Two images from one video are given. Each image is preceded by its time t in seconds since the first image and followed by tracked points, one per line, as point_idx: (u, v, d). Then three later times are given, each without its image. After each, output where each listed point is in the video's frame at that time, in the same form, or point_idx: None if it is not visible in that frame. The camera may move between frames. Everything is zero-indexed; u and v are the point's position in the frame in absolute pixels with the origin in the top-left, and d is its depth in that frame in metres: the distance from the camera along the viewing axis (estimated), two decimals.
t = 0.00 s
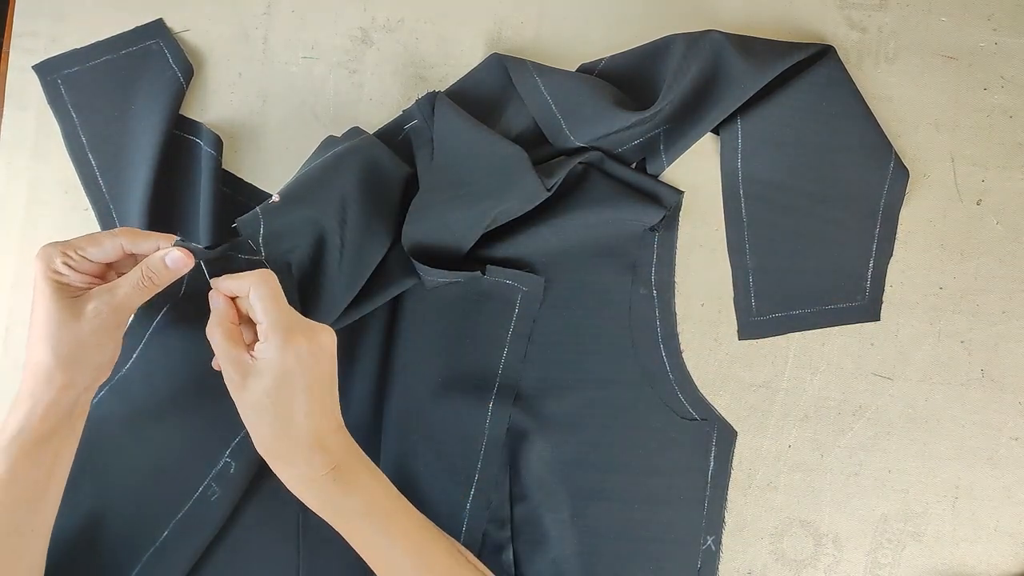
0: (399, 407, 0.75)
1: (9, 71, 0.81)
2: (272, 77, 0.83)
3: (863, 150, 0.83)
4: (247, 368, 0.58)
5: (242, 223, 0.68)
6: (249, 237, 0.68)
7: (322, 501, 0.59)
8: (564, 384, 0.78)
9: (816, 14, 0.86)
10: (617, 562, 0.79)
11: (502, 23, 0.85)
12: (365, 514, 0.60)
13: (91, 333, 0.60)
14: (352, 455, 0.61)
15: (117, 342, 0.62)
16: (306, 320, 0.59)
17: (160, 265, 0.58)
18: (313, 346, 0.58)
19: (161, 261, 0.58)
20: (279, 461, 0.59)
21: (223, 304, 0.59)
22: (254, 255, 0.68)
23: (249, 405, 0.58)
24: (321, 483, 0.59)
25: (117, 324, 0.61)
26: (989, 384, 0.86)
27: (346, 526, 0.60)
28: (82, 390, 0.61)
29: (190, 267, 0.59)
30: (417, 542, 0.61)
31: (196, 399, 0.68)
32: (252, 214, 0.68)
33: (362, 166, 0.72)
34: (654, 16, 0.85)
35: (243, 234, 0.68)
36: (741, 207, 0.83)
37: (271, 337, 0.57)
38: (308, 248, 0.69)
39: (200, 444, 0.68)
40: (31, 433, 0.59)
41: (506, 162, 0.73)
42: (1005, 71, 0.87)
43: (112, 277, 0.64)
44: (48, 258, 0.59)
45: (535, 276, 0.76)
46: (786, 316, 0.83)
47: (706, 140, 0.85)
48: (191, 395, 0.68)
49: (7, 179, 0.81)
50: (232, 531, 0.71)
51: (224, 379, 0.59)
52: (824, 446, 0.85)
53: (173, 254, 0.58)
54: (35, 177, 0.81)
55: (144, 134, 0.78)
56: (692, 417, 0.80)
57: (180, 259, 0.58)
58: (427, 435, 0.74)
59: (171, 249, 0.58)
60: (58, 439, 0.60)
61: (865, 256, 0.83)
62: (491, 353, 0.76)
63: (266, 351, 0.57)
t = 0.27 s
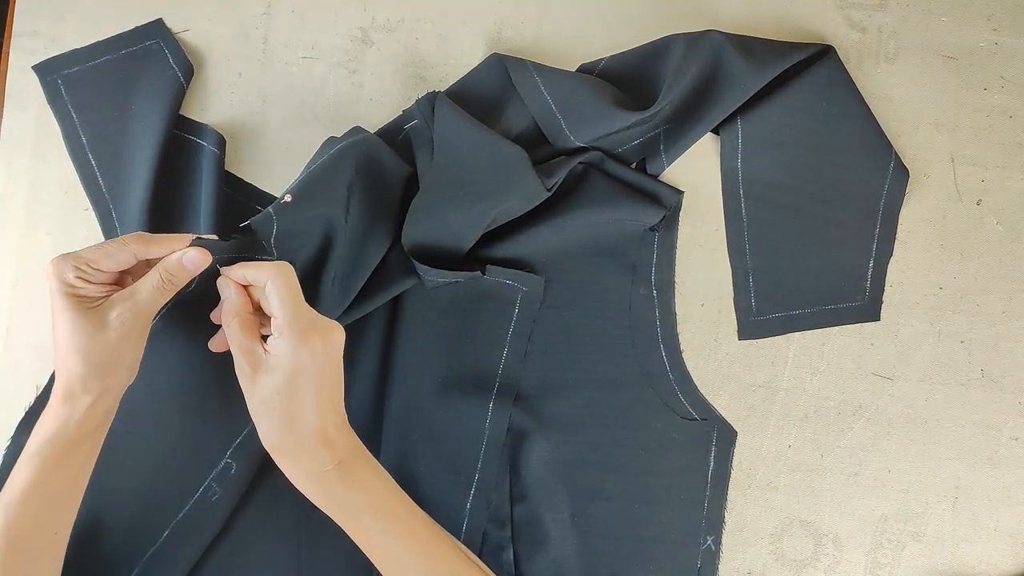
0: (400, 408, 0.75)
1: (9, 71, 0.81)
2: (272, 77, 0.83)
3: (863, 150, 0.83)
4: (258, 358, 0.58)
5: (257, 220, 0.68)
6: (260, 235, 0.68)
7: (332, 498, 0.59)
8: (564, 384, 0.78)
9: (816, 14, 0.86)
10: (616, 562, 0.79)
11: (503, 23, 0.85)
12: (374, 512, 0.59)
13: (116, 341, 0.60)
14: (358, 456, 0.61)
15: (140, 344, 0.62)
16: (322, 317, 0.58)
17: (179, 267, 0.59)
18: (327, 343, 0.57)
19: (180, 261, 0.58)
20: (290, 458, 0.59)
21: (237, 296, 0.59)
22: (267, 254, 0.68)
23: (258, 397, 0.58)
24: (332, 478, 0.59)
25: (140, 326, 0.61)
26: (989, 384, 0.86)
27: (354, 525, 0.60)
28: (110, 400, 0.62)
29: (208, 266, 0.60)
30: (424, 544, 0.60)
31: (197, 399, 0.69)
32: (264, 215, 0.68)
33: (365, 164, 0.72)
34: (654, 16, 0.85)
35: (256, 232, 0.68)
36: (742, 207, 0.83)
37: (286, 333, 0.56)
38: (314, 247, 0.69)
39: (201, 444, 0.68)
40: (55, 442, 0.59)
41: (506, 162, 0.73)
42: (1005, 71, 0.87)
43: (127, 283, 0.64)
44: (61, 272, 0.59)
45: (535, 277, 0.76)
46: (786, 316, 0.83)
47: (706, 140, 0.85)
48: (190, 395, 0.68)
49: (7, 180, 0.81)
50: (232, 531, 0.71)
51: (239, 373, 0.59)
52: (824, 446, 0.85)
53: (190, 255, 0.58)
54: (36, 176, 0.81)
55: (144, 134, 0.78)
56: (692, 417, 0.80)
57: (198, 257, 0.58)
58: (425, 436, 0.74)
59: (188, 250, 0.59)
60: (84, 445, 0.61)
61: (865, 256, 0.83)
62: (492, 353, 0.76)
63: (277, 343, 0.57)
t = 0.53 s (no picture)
0: (401, 409, 0.75)
1: (9, 71, 0.81)
2: (272, 77, 0.83)
3: (863, 150, 0.83)
4: (268, 363, 0.58)
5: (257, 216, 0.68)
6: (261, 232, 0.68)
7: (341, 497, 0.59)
8: (564, 384, 0.78)
9: (816, 14, 0.86)
10: (616, 562, 0.79)
11: (502, 23, 0.85)
12: (381, 513, 0.59)
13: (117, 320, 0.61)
14: (366, 456, 0.60)
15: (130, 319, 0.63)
16: (331, 322, 0.58)
17: (187, 250, 0.59)
18: (335, 348, 0.57)
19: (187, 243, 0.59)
20: (300, 459, 0.59)
21: (251, 300, 0.59)
22: (271, 252, 0.69)
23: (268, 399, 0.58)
24: (341, 478, 0.59)
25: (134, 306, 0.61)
26: (989, 384, 0.86)
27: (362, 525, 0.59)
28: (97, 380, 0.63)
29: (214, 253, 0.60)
30: (430, 542, 0.60)
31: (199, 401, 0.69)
32: (267, 210, 0.68)
33: (365, 163, 0.72)
34: (654, 16, 0.85)
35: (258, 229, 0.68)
36: (742, 207, 0.83)
37: (294, 341, 0.55)
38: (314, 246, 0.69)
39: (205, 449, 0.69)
40: (39, 403, 0.59)
41: (506, 161, 0.73)
42: (1004, 71, 0.87)
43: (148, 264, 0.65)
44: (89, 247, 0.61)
45: (535, 277, 0.76)
46: (786, 316, 0.83)
47: (706, 140, 0.85)
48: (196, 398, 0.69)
49: (7, 182, 0.81)
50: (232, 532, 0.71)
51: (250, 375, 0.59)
52: (824, 446, 0.85)
53: (199, 238, 0.59)
54: (36, 178, 0.81)
55: (147, 135, 0.78)
56: (692, 417, 0.80)
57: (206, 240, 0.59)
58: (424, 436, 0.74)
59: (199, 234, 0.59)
60: (69, 410, 0.61)
61: (865, 256, 0.83)
62: (492, 353, 0.76)
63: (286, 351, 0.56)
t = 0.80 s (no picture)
0: (401, 409, 0.75)
1: (9, 71, 0.81)
2: (272, 77, 0.83)
3: (863, 150, 0.83)
4: (288, 352, 0.58)
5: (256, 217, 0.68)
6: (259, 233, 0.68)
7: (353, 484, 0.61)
8: (564, 384, 0.78)
9: (816, 14, 0.86)
10: (616, 562, 0.79)
11: (502, 24, 0.85)
12: (393, 502, 0.61)
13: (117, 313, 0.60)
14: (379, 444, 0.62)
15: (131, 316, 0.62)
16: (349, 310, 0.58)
17: (198, 249, 0.58)
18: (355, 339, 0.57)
19: (201, 243, 0.58)
20: (313, 444, 0.60)
21: (268, 292, 0.58)
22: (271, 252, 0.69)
23: (284, 388, 0.59)
24: (354, 467, 0.61)
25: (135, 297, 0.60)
26: (989, 384, 0.86)
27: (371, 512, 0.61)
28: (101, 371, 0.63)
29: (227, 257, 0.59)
30: (435, 531, 0.62)
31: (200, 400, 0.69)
32: (264, 211, 0.68)
33: (365, 164, 0.72)
34: (654, 16, 0.85)
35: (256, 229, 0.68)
36: (741, 207, 0.83)
37: (318, 333, 0.55)
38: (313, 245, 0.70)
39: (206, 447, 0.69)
40: (41, 378, 0.60)
41: (506, 161, 0.73)
42: (1004, 71, 0.87)
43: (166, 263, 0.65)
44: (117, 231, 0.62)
45: (534, 276, 0.76)
46: (785, 316, 0.83)
47: (706, 140, 0.85)
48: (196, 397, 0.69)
49: (7, 182, 0.81)
50: (232, 532, 0.71)
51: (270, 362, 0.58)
52: (824, 446, 0.85)
53: (214, 241, 0.58)
54: (36, 177, 0.81)
55: (146, 135, 0.78)
56: (692, 417, 0.80)
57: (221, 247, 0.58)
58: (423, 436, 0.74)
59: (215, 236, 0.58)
60: (67, 391, 0.61)
61: (865, 256, 0.83)
62: (492, 353, 0.76)
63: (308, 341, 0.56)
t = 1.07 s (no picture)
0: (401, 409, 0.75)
1: (9, 71, 0.81)
2: (272, 77, 0.83)
3: (863, 150, 0.83)
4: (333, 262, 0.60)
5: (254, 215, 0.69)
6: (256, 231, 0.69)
7: (426, 400, 0.60)
8: (564, 384, 0.78)
9: (816, 14, 0.86)
10: (616, 562, 0.79)
11: (503, 24, 0.85)
12: (469, 428, 0.59)
13: (121, 326, 0.59)
14: (456, 359, 0.61)
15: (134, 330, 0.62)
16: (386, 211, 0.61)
17: (204, 269, 0.60)
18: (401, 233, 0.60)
19: (205, 264, 0.59)
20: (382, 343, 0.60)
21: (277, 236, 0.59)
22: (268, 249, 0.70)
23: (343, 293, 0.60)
24: (430, 383, 0.59)
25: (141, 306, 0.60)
26: (989, 384, 0.86)
27: (441, 438, 0.60)
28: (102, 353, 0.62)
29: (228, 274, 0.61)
30: (505, 465, 0.60)
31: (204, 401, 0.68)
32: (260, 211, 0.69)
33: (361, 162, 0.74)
34: (654, 17, 0.85)
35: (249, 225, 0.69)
36: (741, 208, 0.83)
37: (363, 231, 0.59)
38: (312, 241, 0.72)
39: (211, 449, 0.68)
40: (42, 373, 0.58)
41: (506, 162, 0.74)
42: (1004, 72, 0.87)
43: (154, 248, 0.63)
44: (111, 238, 0.58)
45: (535, 276, 0.76)
46: (785, 317, 0.84)
47: (706, 140, 0.84)
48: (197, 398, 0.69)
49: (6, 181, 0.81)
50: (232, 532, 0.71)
51: (315, 288, 0.60)
52: (823, 446, 0.85)
53: (217, 263, 0.59)
54: (36, 177, 0.81)
55: (146, 135, 0.78)
56: (693, 417, 0.80)
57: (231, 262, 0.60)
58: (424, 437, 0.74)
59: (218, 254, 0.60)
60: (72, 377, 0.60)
61: (865, 256, 0.83)
62: (492, 353, 0.76)
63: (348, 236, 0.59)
